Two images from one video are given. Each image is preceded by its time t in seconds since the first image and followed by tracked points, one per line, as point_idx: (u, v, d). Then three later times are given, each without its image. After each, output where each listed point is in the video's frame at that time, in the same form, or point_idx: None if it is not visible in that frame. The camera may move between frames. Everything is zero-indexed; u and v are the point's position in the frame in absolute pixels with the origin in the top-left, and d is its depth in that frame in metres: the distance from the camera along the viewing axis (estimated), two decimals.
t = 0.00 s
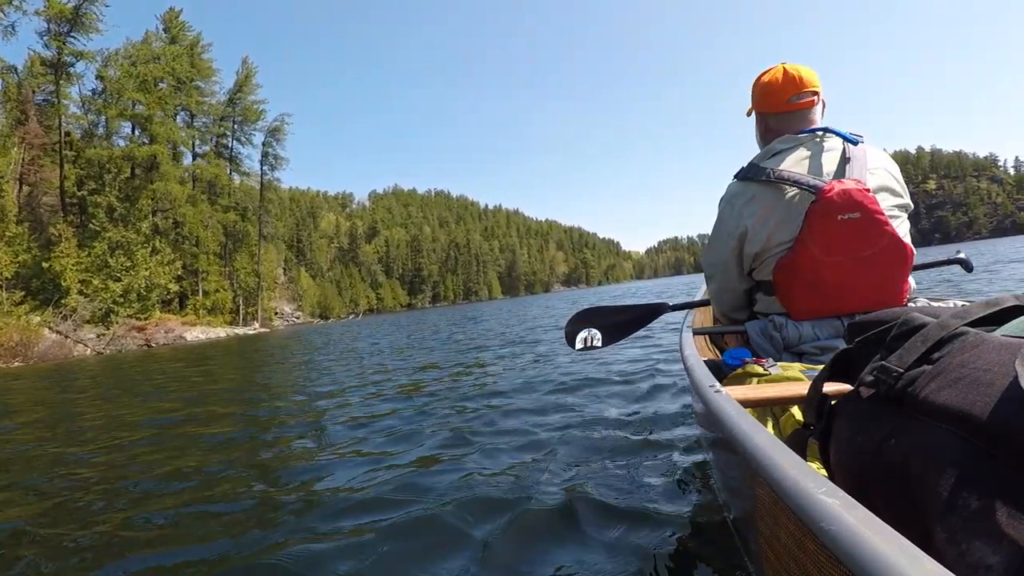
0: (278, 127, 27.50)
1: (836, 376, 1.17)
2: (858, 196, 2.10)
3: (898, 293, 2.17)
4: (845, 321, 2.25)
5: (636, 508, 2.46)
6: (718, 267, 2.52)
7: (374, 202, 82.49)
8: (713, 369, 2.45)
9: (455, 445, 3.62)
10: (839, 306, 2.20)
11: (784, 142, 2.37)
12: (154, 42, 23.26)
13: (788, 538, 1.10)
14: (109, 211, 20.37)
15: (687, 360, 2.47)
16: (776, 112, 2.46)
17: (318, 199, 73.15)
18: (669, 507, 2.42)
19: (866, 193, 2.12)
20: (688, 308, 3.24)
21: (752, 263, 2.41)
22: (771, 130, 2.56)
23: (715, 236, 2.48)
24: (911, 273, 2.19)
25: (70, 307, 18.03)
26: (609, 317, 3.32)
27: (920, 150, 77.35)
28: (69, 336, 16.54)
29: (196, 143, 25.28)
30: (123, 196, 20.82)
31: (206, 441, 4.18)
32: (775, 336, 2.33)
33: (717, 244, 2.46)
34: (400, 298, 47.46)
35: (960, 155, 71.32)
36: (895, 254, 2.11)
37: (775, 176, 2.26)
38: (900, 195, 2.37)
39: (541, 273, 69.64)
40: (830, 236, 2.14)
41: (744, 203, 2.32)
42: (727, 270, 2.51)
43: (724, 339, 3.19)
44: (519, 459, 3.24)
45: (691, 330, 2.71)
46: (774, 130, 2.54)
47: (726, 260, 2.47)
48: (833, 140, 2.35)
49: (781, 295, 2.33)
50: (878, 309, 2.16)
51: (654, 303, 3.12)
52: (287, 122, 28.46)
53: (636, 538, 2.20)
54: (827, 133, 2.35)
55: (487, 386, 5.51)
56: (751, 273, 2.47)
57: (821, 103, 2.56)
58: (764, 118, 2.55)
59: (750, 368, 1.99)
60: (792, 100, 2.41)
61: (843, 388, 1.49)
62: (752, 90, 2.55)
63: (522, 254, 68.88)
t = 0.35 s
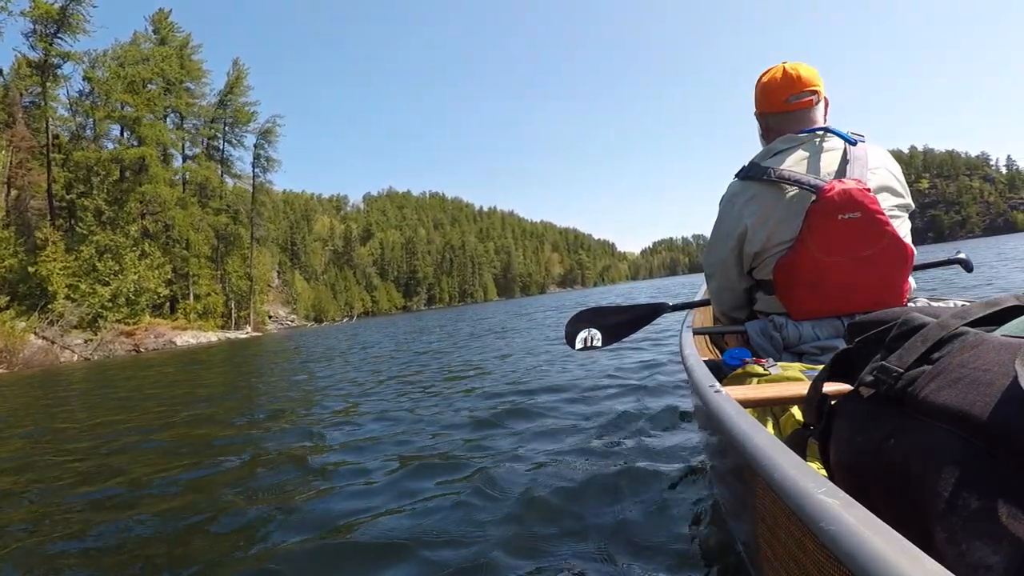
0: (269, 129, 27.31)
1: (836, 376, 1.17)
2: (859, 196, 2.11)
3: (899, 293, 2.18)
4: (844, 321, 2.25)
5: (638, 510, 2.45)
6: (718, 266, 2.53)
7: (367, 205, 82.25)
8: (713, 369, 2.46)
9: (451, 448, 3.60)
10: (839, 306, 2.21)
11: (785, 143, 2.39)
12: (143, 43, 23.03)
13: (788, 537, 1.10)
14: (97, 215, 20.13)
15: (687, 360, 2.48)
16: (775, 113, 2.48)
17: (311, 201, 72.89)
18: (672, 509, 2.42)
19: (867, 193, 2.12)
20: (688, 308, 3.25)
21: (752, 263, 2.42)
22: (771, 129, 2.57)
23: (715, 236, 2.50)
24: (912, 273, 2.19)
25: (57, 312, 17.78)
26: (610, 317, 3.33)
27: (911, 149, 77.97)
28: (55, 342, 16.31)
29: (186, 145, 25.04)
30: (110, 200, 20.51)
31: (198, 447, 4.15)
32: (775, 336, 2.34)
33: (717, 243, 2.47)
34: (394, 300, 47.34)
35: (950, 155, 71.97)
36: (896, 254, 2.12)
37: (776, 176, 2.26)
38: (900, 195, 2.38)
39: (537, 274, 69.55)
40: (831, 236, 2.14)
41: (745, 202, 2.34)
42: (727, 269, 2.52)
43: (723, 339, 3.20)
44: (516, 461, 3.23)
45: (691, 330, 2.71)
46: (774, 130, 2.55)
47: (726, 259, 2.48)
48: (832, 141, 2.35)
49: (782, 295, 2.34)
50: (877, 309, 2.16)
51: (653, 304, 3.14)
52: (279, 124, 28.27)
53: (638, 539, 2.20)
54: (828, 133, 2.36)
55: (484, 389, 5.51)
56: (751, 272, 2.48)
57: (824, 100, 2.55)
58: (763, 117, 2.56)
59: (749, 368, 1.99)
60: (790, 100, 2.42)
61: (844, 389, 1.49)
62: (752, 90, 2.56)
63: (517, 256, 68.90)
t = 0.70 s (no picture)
0: (262, 129, 27.10)
1: (836, 376, 1.17)
2: (861, 196, 2.11)
3: (898, 293, 2.18)
4: (845, 321, 2.26)
5: (638, 512, 2.45)
6: (719, 264, 2.54)
7: (363, 206, 82.08)
8: (713, 369, 2.46)
9: (449, 451, 3.58)
10: (838, 307, 2.22)
11: (789, 142, 2.40)
12: (134, 43, 22.85)
13: (788, 537, 1.10)
14: (86, 216, 19.92)
15: (688, 360, 2.48)
16: (778, 111, 2.49)
17: (306, 201, 72.59)
18: (673, 511, 2.41)
19: (869, 193, 2.13)
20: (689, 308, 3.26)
21: (753, 261, 2.43)
22: (775, 127, 2.58)
23: (716, 234, 2.51)
24: (912, 274, 2.20)
25: (45, 316, 17.59)
26: (611, 318, 3.32)
27: (905, 149, 78.25)
28: (43, 345, 16.11)
29: (177, 145, 24.81)
30: (100, 201, 20.39)
31: (189, 452, 4.10)
32: (775, 336, 2.35)
33: (719, 240, 2.48)
34: (390, 302, 47.14)
35: (944, 154, 72.24)
36: (896, 255, 2.13)
37: (779, 175, 2.27)
38: (902, 196, 2.39)
39: (534, 275, 69.45)
40: (831, 237, 2.15)
41: (747, 201, 2.34)
42: (728, 267, 2.52)
43: (724, 339, 3.22)
44: (513, 464, 3.23)
45: (692, 328, 2.72)
46: (779, 128, 2.56)
47: (727, 257, 2.48)
48: (837, 140, 2.36)
49: (783, 294, 2.35)
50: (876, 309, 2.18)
51: (652, 303, 3.14)
52: (272, 124, 28.04)
53: (639, 541, 2.20)
54: (832, 134, 2.37)
55: (482, 390, 5.51)
56: (751, 270, 2.49)
57: (831, 99, 2.56)
58: (768, 115, 2.57)
59: (749, 368, 2.00)
60: (795, 98, 2.43)
61: (845, 389, 1.49)
62: (759, 87, 2.57)
63: (513, 257, 68.75)
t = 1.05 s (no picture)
0: (255, 129, 26.88)
1: (836, 375, 1.17)
2: (861, 196, 2.12)
3: (898, 293, 2.19)
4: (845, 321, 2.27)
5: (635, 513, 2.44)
6: (720, 263, 2.55)
7: (358, 206, 81.77)
8: (713, 369, 2.47)
9: (445, 453, 3.56)
10: (838, 306, 2.23)
11: (790, 142, 2.42)
12: (123, 41, 22.59)
13: (788, 536, 1.11)
14: (75, 217, 19.63)
15: (688, 360, 2.49)
16: (781, 110, 2.49)
17: (300, 202, 72.36)
18: (671, 512, 2.40)
19: (870, 193, 2.14)
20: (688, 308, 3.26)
21: (753, 262, 2.44)
22: (777, 126, 2.60)
23: (717, 234, 2.52)
24: (911, 274, 2.21)
25: (32, 318, 17.34)
26: (611, 319, 3.32)
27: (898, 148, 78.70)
28: (30, 348, 15.86)
29: (167, 145, 24.54)
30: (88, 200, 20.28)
31: (183, 455, 4.06)
32: (775, 336, 2.35)
33: (720, 240, 2.48)
34: (385, 303, 46.92)
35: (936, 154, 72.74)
36: (896, 255, 2.14)
37: (780, 174, 2.28)
38: (903, 196, 2.40)
39: (530, 275, 69.38)
40: (832, 236, 2.16)
41: (749, 201, 2.35)
42: (728, 267, 2.53)
43: (724, 339, 3.22)
44: (511, 465, 3.22)
45: (692, 328, 2.73)
46: (780, 127, 2.58)
47: (727, 257, 2.49)
48: (839, 141, 2.37)
49: (783, 293, 2.36)
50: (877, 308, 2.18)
51: (652, 303, 3.14)
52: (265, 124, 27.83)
53: (639, 539, 2.21)
54: (834, 134, 2.38)
55: (479, 391, 5.51)
56: (752, 270, 2.50)
57: (833, 98, 2.57)
58: (770, 114, 2.58)
59: (750, 368, 2.00)
60: (799, 98, 2.43)
61: (846, 389, 1.49)
62: (762, 86, 2.58)
63: (508, 257, 68.64)
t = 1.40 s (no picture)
0: (250, 126, 26.88)
1: (832, 376, 1.17)
2: (857, 196, 2.13)
3: (893, 293, 2.20)
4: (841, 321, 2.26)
5: (630, 513, 2.45)
6: (717, 264, 2.55)
7: (355, 205, 81.72)
8: (709, 369, 2.46)
9: (441, 453, 3.56)
10: (834, 306, 2.23)
11: (787, 141, 2.42)
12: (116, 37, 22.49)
13: (783, 537, 1.11)
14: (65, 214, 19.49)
15: (684, 360, 2.48)
16: (780, 109, 2.50)
17: (297, 201, 72.37)
18: (666, 513, 2.41)
19: (866, 194, 2.14)
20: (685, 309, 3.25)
21: (750, 262, 2.44)
22: (775, 125, 2.60)
23: (714, 234, 2.51)
24: (906, 275, 2.21)
25: (21, 316, 17.22)
26: (608, 319, 3.32)
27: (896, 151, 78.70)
28: (19, 346, 15.76)
29: (162, 141, 24.52)
30: (80, 196, 20.45)
31: (177, 455, 4.04)
32: (771, 336, 2.34)
33: (717, 240, 2.48)
34: (381, 302, 46.91)
35: (934, 157, 72.79)
36: (891, 255, 2.14)
37: (776, 175, 2.28)
38: (900, 197, 2.40)
39: (527, 275, 69.47)
40: (828, 237, 2.16)
41: (745, 201, 2.35)
42: (725, 268, 2.53)
43: (719, 339, 3.21)
44: (507, 465, 3.22)
45: (689, 328, 2.73)
46: (779, 127, 2.58)
47: (724, 258, 2.49)
48: (835, 141, 2.38)
49: (779, 293, 2.36)
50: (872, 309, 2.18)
51: (648, 304, 3.14)
52: (261, 121, 27.82)
53: (633, 539, 2.21)
54: (830, 134, 2.39)
55: (474, 391, 5.51)
56: (749, 271, 2.50)
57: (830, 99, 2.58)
58: (769, 113, 2.59)
59: (745, 368, 2.00)
60: (798, 97, 2.44)
61: (842, 389, 1.49)
62: (761, 85, 2.59)
63: (506, 257, 68.64)
